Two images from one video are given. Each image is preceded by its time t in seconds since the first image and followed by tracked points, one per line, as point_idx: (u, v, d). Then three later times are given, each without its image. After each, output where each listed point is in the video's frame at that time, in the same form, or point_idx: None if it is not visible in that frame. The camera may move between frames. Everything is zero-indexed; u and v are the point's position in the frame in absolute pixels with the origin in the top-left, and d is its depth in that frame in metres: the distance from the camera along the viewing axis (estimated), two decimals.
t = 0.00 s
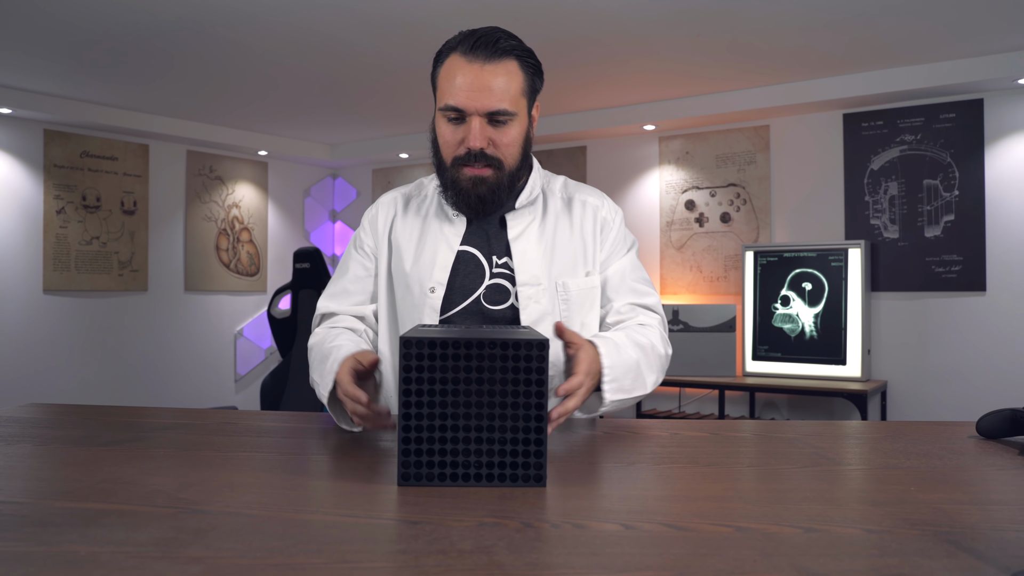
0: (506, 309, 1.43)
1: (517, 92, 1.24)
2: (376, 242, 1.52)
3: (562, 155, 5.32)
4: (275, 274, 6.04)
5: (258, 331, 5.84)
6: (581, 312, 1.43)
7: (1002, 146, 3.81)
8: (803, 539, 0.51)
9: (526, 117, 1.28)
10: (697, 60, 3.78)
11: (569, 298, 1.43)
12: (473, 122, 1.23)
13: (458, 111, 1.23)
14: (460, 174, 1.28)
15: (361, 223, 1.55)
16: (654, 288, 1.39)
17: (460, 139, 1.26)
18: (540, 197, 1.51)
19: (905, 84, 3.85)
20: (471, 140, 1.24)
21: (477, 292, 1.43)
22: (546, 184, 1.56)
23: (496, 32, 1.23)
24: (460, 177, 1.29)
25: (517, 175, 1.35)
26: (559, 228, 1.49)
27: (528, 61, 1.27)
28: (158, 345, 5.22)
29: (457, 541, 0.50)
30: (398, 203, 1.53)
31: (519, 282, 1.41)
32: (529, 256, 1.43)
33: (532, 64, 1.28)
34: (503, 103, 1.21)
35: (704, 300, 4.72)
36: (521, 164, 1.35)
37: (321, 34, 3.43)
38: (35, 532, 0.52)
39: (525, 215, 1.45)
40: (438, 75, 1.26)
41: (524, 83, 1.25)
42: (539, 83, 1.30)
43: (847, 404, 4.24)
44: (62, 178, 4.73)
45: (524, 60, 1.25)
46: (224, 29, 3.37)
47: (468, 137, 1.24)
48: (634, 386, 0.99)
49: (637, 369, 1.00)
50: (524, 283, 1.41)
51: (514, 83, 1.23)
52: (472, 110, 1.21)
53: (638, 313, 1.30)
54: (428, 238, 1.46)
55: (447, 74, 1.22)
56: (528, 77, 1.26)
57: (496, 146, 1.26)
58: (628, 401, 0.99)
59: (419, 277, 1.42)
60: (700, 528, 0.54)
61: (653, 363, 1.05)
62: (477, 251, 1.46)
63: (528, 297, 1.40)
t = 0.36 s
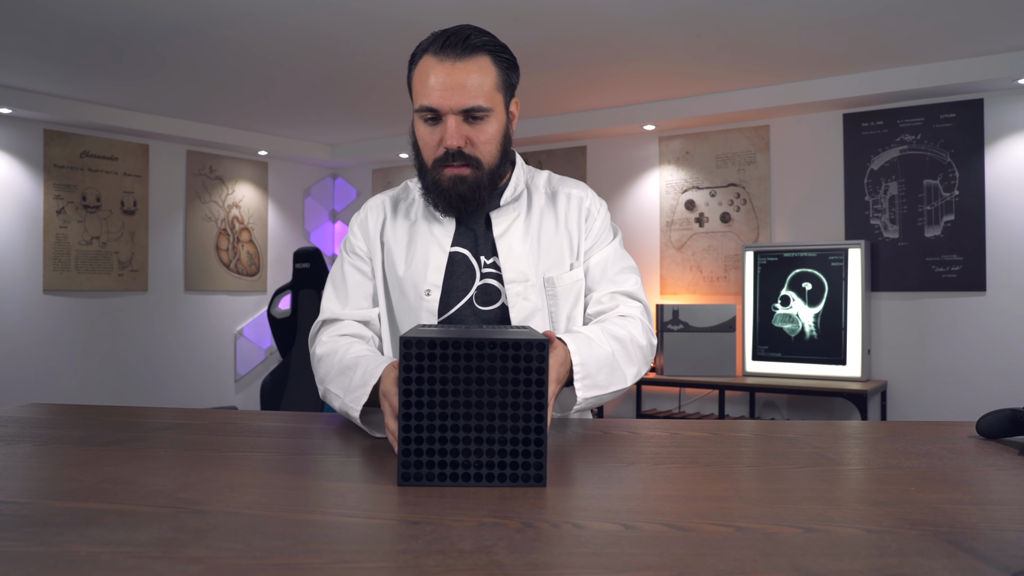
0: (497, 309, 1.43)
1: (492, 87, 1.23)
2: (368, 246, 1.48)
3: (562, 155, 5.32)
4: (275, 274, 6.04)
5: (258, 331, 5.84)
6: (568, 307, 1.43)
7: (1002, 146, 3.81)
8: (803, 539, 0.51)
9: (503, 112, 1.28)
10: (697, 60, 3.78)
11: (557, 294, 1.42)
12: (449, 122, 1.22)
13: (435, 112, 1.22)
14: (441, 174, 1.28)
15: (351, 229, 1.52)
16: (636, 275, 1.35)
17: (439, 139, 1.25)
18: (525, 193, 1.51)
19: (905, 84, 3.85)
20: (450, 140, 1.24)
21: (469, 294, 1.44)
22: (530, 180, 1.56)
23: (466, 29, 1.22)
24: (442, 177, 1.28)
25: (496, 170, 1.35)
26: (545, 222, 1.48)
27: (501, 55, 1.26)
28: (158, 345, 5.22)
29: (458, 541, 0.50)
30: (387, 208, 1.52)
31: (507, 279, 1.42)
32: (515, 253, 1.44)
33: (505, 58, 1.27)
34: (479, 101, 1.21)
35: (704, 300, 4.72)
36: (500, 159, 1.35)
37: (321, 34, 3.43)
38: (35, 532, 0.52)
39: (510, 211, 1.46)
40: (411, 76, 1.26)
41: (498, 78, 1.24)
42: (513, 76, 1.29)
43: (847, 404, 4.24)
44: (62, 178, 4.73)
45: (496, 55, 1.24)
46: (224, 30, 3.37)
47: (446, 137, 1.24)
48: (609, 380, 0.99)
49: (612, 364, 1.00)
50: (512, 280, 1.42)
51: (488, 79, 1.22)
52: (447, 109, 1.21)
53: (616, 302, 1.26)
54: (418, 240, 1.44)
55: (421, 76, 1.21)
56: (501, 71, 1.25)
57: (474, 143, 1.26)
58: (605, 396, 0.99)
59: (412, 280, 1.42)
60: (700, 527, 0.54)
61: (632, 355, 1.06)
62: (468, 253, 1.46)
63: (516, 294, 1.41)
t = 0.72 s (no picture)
0: (494, 307, 1.43)
1: (486, 77, 1.23)
2: (367, 241, 1.48)
3: (561, 155, 5.33)
4: (275, 274, 6.04)
5: (258, 331, 5.84)
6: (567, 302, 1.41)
7: (1002, 146, 3.81)
8: (804, 538, 0.51)
9: (498, 103, 1.28)
10: (696, 60, 3.78)
11: (554, 290, 1.40)
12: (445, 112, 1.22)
13: (430, 104, 1.22)
14: (440, 167, 1.27)
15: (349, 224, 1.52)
16: (635, 266, 1.33)
17: (436, 131, 1.25)
18: (520, 188, 1.51)
19: (905, 84, 3.85)
20: (447, 131, 1.24)
21: (466, 292, 1.44)
22: (525, 174, 1.55)
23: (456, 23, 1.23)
24: (441, 170, 1.27)
25: (495, 162, 1.34)
26: (540, 218, 1.47)
27: (493, 47, 1.27)
28: (157, 346, 5.22)
29: (457, 541, 0.50)
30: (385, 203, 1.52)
31: (501, 278, 1.43)
32: (509, 251, 1.44)
33: (497, 50, 1.27)
34: (473, 90, 1.21)
35: (704, 300, 4.72)
36: (498, 152, 1.34)
37: (321, 34, 3.43)
38: (35, 532, 0.52)
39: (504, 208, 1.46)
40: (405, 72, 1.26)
41: (491, 69, 1.24)
42: (506, 68, 1.29)
43: (847, 404, 4.25)
44: (62, 178, 4.73)
45: (488, 47, 1.25)
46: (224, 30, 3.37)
47: (443, 129, 1.23)
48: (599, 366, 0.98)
49: (604, 350, 0.99)
50: (507, 278, 1.42)
51: (482, 70, 1.22)
52: (442, 100, 1.21)
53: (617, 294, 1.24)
54: (416, 236, 1.45)
55: (414, 69, 1.22)
56: (494, 62, 1.26)
57: (472, 134, 1.25)
58: (597, 380, 0.98)
59: (411, 277, 1.43)
60: (700, 527, 0.53)
61: (629, 342, 1.05)
62: (466, 250, 1.46)
63: (511, 292, 1.42)
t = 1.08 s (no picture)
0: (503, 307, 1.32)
1: (509, 68, 1.24)
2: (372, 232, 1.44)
3: (562, 155, 5.33)
4: (275, 274, 6.03)
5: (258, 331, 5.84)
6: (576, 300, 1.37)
7: (1002, 146, 3.81)
8: (803, 539, 0.51)
9: (518, 98, 1.28)
10: (696, 60, 3.78)
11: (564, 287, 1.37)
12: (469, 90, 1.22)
13: (454, 87, 1.22)
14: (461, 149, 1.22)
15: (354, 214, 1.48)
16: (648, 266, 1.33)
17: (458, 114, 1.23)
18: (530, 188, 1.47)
19: (905, 84, 3.85)
20: (470, 112, 1.22)
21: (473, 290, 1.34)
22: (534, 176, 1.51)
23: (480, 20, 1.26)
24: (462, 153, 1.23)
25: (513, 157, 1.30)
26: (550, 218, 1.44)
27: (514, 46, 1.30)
28: (157, 346, 5.22)
29: (457, 541, 0.50)
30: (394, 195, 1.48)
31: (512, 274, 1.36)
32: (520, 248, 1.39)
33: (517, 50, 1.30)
34: (496, 76, 1.22)
35: (704, 300, 4.72)
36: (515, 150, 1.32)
37: (321, 34, 3.43)
38: (34, 532, 0.52)
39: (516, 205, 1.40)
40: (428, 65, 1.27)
41: (514, 61, 1.26)
42: (526, 69, 1.31)
43: (847, 404, 4.25)
44: (62, 178, 4.73)
45: (511, 43, 1.27)
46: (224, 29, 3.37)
47: (466, 110, 1.22)
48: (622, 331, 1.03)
49: (625, 318, 1.04)
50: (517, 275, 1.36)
51: (505, 59, 1.24)
52: (468, 81, 1.21)
53: (631, 289, 1.23)
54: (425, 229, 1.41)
55: (439, 55, 1.23)
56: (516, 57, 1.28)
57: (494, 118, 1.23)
58: (615, 345, 1.02)
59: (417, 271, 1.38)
60: (699, 528, 0.53)
61: (648, 325, 1.09)
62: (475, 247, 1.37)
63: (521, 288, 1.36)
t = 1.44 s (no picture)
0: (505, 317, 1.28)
1: (520, 59, 1.27)
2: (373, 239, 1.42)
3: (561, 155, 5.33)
4: (275, 274, 6.04)
5: (258, 331, 5.84)
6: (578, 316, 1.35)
7: (1002, 146, 3.81)
8: (803, 538, 0.51)
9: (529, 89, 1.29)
10: (696, 60, 3.78)
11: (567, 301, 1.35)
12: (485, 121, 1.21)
13: (472, 71, 1.23)
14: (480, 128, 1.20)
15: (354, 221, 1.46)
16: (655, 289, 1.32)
17: (476, 96, 1.22)
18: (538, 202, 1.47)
19: (905, 84, 3.85)
20: (488, 92, 1.21)
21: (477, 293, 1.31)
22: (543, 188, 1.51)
23: (488, 21, 1.30)
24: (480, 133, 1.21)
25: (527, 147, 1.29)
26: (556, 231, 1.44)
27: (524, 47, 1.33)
28: (157, 346, 5.22)
29: (458, 541, 0.50)
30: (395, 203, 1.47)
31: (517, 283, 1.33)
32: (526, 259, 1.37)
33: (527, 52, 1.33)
34: (510, 61, 1.23)
35: (704, 300, 4.72)
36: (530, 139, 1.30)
37: (321, 34, 3.43)
38: (34, 532, 0.52)
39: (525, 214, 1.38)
40: (443, 57, 1.29)
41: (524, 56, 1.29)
42: (533, 68, 1.34)
43: (848, 404, 4.25)
44: (62, 178, 4.73)
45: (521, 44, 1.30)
46: (224, 29, 3.37)
47: (485, 92, 1.21)
48: (632, 358, 1.06)
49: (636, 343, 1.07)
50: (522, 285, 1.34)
51: (516, 51, 1.26)
52: (484, 64, 1.22)
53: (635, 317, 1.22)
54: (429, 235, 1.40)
55: (456, 45, 1.25)
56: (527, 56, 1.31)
57: (512, 102, 1.22)
58: (625, 369, 1.06)
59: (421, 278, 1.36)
60: (699, 527, 0.54)
61: (652, 354, 1.11)
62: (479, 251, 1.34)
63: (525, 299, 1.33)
